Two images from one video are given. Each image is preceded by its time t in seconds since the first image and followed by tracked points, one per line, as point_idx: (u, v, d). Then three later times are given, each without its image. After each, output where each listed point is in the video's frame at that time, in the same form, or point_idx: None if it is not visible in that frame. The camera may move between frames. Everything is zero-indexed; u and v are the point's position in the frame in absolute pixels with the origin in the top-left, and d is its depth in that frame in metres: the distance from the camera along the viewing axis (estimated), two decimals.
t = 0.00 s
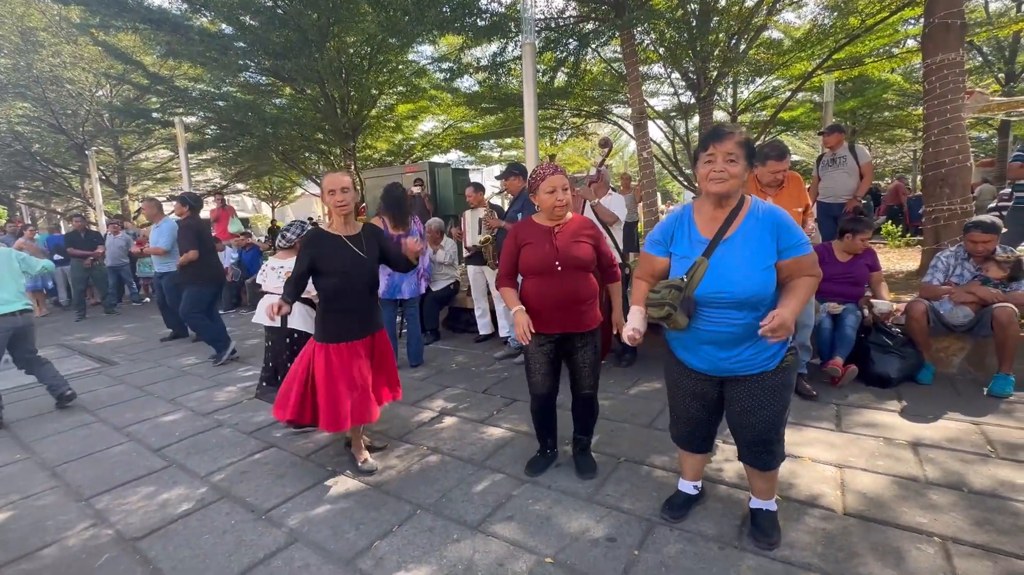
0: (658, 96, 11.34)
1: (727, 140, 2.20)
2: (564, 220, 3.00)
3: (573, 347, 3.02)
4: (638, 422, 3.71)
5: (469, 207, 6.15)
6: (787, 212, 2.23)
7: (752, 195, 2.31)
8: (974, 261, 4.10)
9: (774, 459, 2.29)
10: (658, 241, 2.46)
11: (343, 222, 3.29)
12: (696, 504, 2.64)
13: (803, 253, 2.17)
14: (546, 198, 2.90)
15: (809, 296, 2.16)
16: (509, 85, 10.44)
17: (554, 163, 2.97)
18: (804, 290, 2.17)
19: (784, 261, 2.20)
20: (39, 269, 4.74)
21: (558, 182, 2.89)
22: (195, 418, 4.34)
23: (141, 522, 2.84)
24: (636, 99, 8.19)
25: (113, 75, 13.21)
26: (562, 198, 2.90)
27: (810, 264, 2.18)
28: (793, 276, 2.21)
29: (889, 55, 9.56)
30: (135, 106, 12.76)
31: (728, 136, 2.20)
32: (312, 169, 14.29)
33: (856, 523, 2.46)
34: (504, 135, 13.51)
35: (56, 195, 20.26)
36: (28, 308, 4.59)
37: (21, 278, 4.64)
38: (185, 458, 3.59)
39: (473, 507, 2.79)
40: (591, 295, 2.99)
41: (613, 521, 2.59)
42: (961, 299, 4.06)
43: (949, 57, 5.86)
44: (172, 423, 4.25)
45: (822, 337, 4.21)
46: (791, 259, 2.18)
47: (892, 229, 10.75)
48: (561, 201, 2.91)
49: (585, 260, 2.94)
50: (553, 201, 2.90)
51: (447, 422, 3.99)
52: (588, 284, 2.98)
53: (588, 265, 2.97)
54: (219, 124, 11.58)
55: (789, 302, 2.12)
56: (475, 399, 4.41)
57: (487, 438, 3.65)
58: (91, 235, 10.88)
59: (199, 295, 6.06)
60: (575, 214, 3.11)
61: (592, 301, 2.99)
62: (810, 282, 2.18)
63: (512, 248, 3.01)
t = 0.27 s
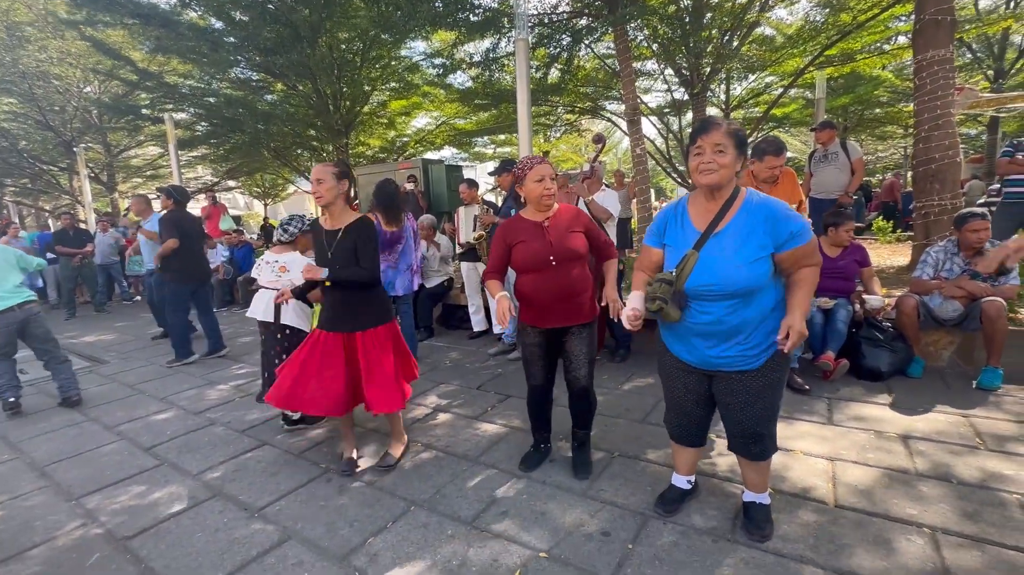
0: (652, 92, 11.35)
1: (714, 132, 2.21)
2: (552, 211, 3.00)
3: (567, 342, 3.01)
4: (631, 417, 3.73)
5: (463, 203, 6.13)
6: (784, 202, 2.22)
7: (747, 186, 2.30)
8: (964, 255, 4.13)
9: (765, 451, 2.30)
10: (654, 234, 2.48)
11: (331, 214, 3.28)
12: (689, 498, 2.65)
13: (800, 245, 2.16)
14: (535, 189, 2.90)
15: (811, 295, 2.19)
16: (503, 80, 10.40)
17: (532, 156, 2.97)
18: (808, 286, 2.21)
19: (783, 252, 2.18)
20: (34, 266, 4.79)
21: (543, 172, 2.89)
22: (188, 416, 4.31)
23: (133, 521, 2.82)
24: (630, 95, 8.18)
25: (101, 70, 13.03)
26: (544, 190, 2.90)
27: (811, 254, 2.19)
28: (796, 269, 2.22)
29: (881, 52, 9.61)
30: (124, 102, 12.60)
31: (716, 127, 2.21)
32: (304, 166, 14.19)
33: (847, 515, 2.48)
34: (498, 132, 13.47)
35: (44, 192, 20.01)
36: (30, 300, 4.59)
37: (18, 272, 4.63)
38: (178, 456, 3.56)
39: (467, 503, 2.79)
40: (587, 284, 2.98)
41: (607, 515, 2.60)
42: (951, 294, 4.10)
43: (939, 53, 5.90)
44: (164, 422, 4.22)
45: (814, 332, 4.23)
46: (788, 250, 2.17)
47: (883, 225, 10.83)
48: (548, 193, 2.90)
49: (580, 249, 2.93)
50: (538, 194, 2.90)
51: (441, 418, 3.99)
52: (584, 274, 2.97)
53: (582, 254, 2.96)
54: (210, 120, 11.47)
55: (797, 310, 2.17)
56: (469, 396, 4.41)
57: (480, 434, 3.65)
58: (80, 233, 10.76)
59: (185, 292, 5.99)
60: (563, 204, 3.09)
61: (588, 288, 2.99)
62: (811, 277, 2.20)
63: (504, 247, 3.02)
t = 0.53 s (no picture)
0: (653, 88, 11.29)
1: (717, 127, 2.17)
2: (555, 209, 2.97)
3: (569, 342, 2.98)
4: (629, 414, 3.71)
5: (462, 199, 6.10)
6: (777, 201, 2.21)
7: (743, 183, 2.29)
8: (966, 251, 4.09)
9: (763, 450, 2.29)
10: (649, 230, 2.44)
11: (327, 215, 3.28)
12: (687, 496, 2.64)
13: (794, 242, 2.15)
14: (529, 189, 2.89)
15: (799, 290, 2.13)
16: (504, 76, 10.36)
17: (538, 154, 2.93)
18: (799, 281, 2.15)
19: (774, 248, 2.17)
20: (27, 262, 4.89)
21: (539, 173, 2.85)
22: (185, 412, 4.30)
23: (128, 517, 2.81)
24: (630, 90, 8.13)
25: (100, 66, 12.99)
26: (540, 190, 2.87)
27: (801, 253, 2.16)
28: (785, 266, 2.18)
29: (883, 47, 9.54)
30: (124, 98, 12.56)
31: (719, 123, 2.17)
32: (304, 162, 14.15)
33: (845, 513, 2.47)
34: (498, 128, 13.43)
35: (45, 188, 20.03)
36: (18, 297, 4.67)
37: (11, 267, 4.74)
38: (174, 452, 3.56)
39: (464, 499, 2.78)
40: (581, 286, 2.89)
41: (604, 512, 2.58)
42: (953, 290, 4.06)
43: (942, 48, 5.84)
44: (161, 417, 4.22)
45: (814, 329, 4.21)
46: (782, 247, 2.15)
47: (885, 221, 10.78)
48: (543, 193, 2.87)
49: (572, 250, 2.87)
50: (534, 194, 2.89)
51: (439, 414, 3.97)
52: (579, 275, 2.89)
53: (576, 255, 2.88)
54: (210, 115, 11.44)
55: (784, 299, 2.09)
56: (467, 392, 4.40)
57: (478, 431, 3.64)
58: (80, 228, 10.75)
59: (181, 289, 5.95)
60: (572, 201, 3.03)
61: (582, 291, 2.90)
62: (800, 273, 2.16)
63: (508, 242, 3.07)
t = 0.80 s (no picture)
0: (662, 83, 11.16)
1: (726, 119, 2.11)
2: (562, 204, 2.92)
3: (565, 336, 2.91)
4: (635, 413, 3.66)
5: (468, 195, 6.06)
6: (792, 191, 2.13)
7: (755, 174, 2.22)
8: (982, 249, 4.00)
9: (771, 451, 2.23)
10: (657, 221, 2.40)
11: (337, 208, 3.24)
12: (692, 498, 2.59)
13: (811, 235, 2.09)
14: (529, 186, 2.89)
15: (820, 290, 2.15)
16: (511, 71, 10.28)
17: (551, 149, 2.83)
18: (817, 280, 2.16)
19: (794, 244, 2.10)
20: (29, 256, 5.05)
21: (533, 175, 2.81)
22: (190, 407, 4.31)
23: (130, 512, 2.81)
24: (639, 85, 8.02)
25: (111, 62, 13.06)
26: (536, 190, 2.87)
27: (819, 247, 2.13)
28: (805, 261, 2.15)
29: (898, 41, 9.35)
30: (134, 94, 12.63)
31: (730, 115, 2.11)
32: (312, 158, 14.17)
33: (855, 518, 2.41)
34: (505, 123, 13.36)
35: (58, 184, 20.26)
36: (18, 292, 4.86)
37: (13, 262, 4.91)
38: (178, 448, 3.56)
39: (465, 499, 2.75)
40: (557, 292, 2.89)
41: (607, 514, 2.55)
42: (968, 290, 3.97)
43: (960, 41, 5.69)
44: (166, 412, 4.23)
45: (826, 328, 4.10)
46: (798, 241, 2.09)
47: (898, 218, 10.60)
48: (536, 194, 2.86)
49: (554, 255, 2.86)
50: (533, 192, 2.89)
51: (442, 412, 3.95)
52: (560, 280, 2.88)
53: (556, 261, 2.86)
54: (218, 111, 11.48)
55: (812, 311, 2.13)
56: (471, 390, 4.37)
57: (481, 429, 3.61)
58: (90, 223, 10.85)
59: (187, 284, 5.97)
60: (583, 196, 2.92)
61: (559, 297, 2.90)
62: (819, 271, 2.15)
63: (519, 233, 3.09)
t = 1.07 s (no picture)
0: (680, 77, 10.95)
1: (756, 120, 2.03)
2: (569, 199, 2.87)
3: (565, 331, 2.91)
4: (650, 413, 3.59)
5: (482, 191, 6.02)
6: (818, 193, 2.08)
7: (780, 175, 2.15)
8: (1017, 248, 3.82)
9: (794, 455, 2.16)
10: (676, 224, 2.31)
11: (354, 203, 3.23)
12: (709, 501, 2.53)
13: (837, 238, 2.01)
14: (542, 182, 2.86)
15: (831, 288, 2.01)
16: (527, 65, 10.19)
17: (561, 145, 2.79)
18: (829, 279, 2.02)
19: (813, 244, 2.04)
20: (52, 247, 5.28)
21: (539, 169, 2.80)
22: (207, 400, 4.36)
23: (148, 503, 2.85)
24: (657, 79, 7.87)
25: (133, 59, 13.28)
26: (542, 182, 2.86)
27: (842, 251, 2.01)
28: (823, 262, 2.05)
29: (927, 33, 9.03)
30: (155, 90, 12.80)
31: (758, 115, 2.03)
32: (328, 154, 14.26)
33: (880, 526, 2.33)
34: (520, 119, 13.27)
35: (82, 179, 20.71)
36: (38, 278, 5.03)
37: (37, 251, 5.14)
38: (195, 439, 3.60)
39: (478, 497, 2.73)
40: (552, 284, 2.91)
41: (622, 516, 2.50)
42: (1001, 291, 3.83)
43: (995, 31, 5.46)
44: (184, 404, 4.29)
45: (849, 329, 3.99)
46: (821, 242, 2.02)
47: (924, 215, 10.28)
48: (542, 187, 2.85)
49: (549, 248, 2.87)
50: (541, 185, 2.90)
51: (455, 408, 3.93)
52: (555, 274, 2.89)
53: (551, 253, 2.87)
54: (237, 107, 11.59)
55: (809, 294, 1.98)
56: (484, 386, 4.34)
57: (494, 426, 3.58)
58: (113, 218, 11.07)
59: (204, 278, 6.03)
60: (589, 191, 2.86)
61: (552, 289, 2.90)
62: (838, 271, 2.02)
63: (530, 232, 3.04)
